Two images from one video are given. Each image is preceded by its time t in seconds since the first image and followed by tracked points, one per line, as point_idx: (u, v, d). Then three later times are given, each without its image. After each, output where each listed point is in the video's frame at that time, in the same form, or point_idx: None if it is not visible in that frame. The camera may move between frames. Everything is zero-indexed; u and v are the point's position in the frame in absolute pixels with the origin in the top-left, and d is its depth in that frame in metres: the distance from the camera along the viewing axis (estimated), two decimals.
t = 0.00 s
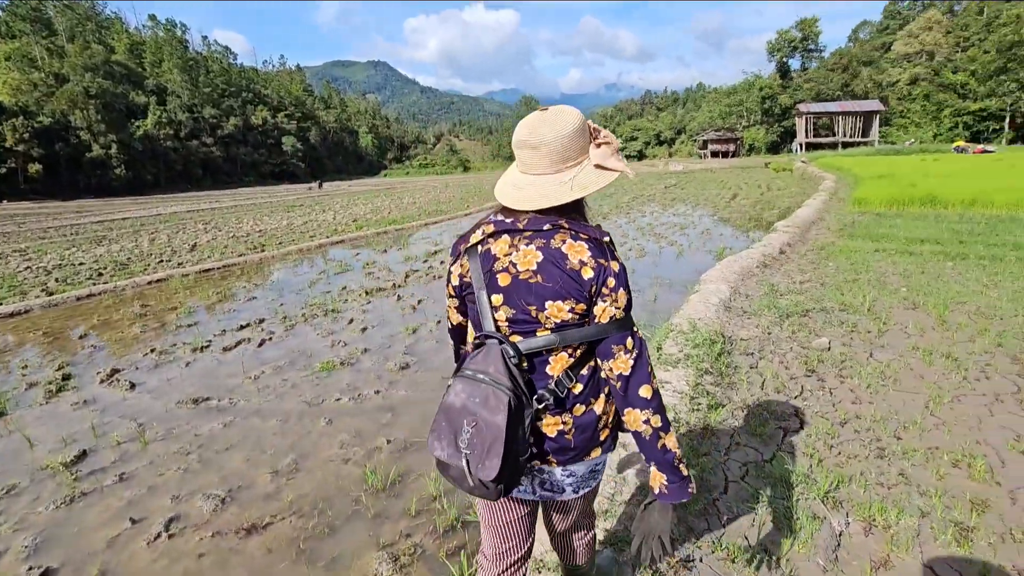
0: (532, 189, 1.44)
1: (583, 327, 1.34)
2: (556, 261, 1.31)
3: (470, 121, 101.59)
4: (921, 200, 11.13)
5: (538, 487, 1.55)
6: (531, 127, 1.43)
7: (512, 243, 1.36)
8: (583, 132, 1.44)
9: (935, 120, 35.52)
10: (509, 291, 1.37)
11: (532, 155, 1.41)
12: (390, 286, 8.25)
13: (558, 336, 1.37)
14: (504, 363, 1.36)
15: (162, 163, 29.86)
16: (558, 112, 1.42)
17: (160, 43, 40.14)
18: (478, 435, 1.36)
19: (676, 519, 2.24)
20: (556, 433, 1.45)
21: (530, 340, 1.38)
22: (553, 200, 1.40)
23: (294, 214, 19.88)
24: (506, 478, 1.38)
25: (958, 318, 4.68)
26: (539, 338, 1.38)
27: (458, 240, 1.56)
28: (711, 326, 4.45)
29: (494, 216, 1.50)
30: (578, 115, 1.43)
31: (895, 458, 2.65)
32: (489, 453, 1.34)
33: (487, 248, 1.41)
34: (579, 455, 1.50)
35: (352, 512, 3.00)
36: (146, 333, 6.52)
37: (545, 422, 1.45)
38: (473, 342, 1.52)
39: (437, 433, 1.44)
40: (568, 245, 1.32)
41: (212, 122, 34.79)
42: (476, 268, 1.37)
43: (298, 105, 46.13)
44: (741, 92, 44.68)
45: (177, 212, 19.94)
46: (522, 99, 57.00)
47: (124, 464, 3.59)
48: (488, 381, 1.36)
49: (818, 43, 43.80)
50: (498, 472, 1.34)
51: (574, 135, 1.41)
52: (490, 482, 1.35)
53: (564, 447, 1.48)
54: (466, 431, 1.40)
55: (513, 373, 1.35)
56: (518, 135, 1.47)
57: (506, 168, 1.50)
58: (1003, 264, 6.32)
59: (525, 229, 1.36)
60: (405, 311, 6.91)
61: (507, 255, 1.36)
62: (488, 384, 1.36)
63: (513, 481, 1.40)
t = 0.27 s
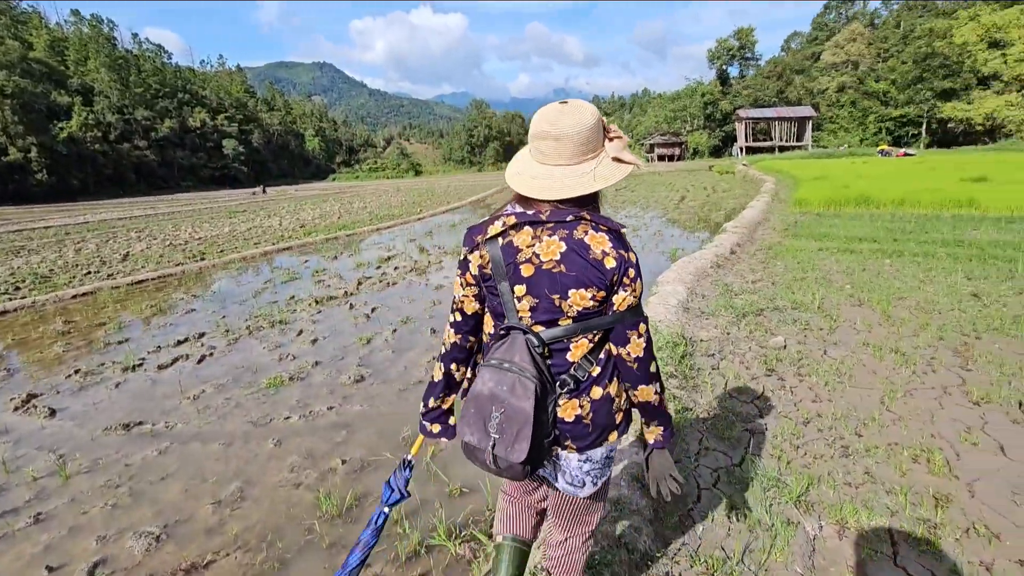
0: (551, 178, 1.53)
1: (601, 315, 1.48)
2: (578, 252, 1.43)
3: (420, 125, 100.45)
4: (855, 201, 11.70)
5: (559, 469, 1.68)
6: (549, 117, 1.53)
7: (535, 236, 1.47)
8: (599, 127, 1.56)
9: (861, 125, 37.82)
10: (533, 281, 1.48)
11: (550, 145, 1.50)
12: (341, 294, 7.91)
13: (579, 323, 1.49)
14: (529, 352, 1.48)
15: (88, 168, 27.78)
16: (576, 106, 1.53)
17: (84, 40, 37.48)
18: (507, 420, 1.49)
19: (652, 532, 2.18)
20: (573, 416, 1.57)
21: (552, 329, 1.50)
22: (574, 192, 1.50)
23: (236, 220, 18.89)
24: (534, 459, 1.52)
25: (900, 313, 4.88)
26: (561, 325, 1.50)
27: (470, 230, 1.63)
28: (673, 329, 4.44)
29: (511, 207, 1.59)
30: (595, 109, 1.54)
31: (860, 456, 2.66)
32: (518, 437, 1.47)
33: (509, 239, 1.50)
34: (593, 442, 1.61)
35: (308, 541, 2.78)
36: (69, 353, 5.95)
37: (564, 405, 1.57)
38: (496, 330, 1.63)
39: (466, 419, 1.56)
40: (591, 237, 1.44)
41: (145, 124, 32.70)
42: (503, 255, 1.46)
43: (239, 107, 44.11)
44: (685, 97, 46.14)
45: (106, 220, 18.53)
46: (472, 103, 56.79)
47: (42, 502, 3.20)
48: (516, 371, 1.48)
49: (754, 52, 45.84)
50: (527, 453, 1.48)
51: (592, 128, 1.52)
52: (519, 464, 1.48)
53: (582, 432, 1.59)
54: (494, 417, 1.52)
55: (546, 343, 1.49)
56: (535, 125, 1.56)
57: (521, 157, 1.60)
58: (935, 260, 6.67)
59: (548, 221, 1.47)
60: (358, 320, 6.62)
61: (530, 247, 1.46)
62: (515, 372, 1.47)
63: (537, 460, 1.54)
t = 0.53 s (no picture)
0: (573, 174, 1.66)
1: (624, 309, 1.56)
2: (602, 246, 1.53)
3: (374, 129, 98.93)
4: (805, 202, 12.09)
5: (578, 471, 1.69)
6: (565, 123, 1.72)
7: (559, 233, 1.57)
8: (611, 140, 1.76)
9: (802, 130, 39.63)
10: (558, 277, 1.55)
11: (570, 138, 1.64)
12: (296, 305, 7.51)
13: (605, 316, 1.57)
14: (557, 349, 1.52)
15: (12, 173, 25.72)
16: (586, 116, 1.75)
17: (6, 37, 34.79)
18: (539, 419, 1.53)
19: (649, 558, 2.07)
20: (598, 413, 1.62)
21: (578, 326, 1.56)
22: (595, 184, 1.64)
23: (178, 228, 17.84)
24: (564, 457, 1.56)
25: (861, 312, 4.96)
26: (587, 320, 1.57)
27: (491, 237, 1.72)
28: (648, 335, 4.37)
29: (528, 212, 1.70)
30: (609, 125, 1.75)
31: (845, 462, 2.61)
32: (550, 435, 1.51)
33: (535, 240, 1.58)
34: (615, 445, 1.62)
35: None
36: None
37: (591, 402, 1.63)
38: (521, 330, 1.68)
39: (496, 424, 1.60)
40: (611, 232, 1.56)
41: (77, 127, 30.61)
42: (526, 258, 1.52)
43: (180, 109, 42.01)
44: (636, 103, 47.12)
45: (31, 230, 17.10)
46: (426, 107, 56.18)
47: None
48: (547, 369, 1.53)
49: (701, 60, 47.37)
50: (557, 453, 1.53)
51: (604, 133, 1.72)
52: (552, 463, 1.52)
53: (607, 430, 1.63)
54: (524, 418, 1.56)
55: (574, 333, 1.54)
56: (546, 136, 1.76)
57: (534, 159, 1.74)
58: (886, 259, 6.90)
59: (571, 219, 1.58)
60: (315, 332, 6.28)
61: (556, 244, 1.55)
62: (545, 370, 1.52)
63: (566, 458, 1.58)
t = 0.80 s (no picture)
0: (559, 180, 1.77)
1: (626, 311, 1.73)
2: (600, 256, 1.62)
3: (327, 132, 96.56)
4: (759, 207, 12.39)
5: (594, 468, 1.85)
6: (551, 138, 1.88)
7: (557, 248, 1.66)
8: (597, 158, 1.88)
9: (749, 136, 41.11)
10: (562, 289, 1.66)
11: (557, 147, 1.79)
12: (247, 320, 7.07)
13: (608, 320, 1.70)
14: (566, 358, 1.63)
15: None
16: (571, 131, 1.90)
17: None
18: (555, 422, 1.69)
19: None
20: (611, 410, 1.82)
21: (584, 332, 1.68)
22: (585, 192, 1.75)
23: (116, 238, 16.69)
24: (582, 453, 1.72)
25: (825, 317, 5.02)
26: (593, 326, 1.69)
27: (495, 258, 1.87)
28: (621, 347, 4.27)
29: (525, 229, 1.81)
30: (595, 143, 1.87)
31: (832, 479, 2.55)
32: (566, 435, 1.67)
33: (536, 256, 1.70)
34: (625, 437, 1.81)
35: None
36: None
37: (602, 402, 1.82)
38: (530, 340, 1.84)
39: (514, 429, 1.76)
40: (607, 240, 1.64)
41: None
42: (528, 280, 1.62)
43: (117, 111, 39.67)
44: (591, 108, 47.77)
45: None
46: (381, 111, 55.19)
47: None
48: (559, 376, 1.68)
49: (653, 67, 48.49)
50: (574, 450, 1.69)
51: (591, 145, 1.86)
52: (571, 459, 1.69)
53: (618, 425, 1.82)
54: (541, 422, 1.73)
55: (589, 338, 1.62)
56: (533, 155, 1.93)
57: (523, 170, 1.87)
58: (841, 262, 7.07)
59: (568, 232, 1.66)
60: (268, 350, 5.90)
61: (556, 259, 1.66)
62: (556, 378, 1.67)
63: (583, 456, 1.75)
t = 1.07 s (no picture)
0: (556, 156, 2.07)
1: (619, 284, 1.99)
2: (593, 230, 1.92)
3: (292, 134, 94.49)
4: (728, 208, 12.53)
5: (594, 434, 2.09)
6: (554, 115, 2.16)
7: (553, 221, 1.95)
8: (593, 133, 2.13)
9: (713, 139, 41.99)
10: (556, 261, 1.95)
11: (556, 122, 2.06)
12: (205, 331, 6.66)
13: (602, 293, 1.99)
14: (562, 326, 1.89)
15: None
16: (575, 110, 2.17)
17: None
18: (552, 392, 1.96)
19: None
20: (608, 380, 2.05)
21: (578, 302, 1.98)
22: (578, 166, 2.03)
23: (62, 245, 15.72)
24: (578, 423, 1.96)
25: (802, 317, 4.99)
26: (587, 298, 1.98)
27: (493, 232, 2.18)
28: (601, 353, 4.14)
29: (523, 203, 2.11)
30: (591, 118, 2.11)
31: (829, 489, 2.45)
32: (566, 402, 1.93)
33: (534, 231, 1.99)
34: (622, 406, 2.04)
35: None
36: None
37: (598, 372, 2.05)
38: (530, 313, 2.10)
39: (513, 400, 2.01)
40: (602, 216, 1.95)
41: None
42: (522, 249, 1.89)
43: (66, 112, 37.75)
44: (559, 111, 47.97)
45: None
46: (347, 113, 54.19)
47: None
48: (554, 345, 1.95)
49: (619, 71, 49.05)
50: (573, 419, 1.94)
51: (590, 122, 2.11)
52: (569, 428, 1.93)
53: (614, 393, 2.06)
54: (539, 389, 1.99)
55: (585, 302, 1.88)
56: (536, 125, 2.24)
57: (529, 148, 2.13)
58: (812, 262, 7.13)
59: (562, 208, 1.98)
60: (228, 363, 5.53)
61: (552, 232, 1.95)
62: (554, 347, 1.94)
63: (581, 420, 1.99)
